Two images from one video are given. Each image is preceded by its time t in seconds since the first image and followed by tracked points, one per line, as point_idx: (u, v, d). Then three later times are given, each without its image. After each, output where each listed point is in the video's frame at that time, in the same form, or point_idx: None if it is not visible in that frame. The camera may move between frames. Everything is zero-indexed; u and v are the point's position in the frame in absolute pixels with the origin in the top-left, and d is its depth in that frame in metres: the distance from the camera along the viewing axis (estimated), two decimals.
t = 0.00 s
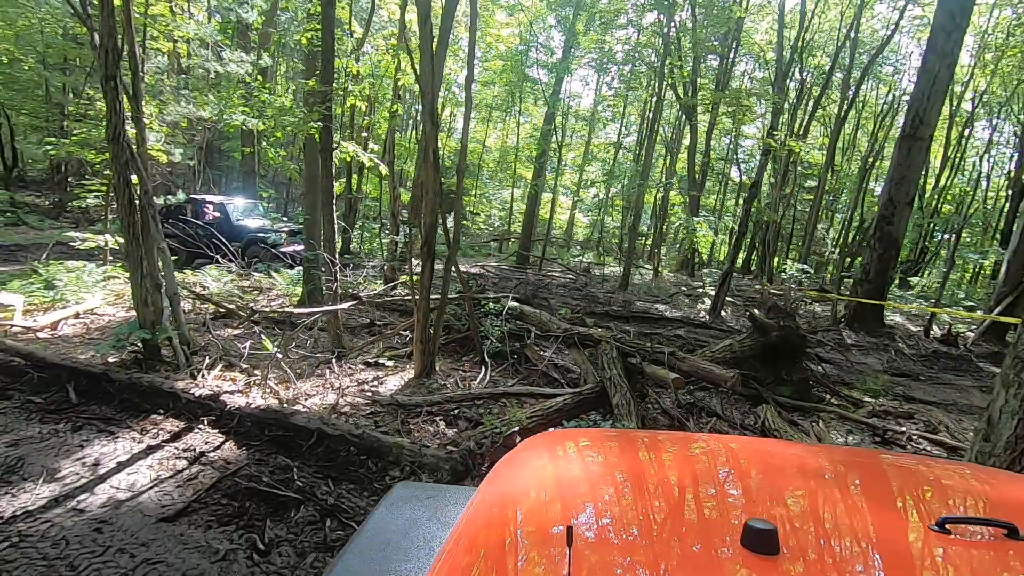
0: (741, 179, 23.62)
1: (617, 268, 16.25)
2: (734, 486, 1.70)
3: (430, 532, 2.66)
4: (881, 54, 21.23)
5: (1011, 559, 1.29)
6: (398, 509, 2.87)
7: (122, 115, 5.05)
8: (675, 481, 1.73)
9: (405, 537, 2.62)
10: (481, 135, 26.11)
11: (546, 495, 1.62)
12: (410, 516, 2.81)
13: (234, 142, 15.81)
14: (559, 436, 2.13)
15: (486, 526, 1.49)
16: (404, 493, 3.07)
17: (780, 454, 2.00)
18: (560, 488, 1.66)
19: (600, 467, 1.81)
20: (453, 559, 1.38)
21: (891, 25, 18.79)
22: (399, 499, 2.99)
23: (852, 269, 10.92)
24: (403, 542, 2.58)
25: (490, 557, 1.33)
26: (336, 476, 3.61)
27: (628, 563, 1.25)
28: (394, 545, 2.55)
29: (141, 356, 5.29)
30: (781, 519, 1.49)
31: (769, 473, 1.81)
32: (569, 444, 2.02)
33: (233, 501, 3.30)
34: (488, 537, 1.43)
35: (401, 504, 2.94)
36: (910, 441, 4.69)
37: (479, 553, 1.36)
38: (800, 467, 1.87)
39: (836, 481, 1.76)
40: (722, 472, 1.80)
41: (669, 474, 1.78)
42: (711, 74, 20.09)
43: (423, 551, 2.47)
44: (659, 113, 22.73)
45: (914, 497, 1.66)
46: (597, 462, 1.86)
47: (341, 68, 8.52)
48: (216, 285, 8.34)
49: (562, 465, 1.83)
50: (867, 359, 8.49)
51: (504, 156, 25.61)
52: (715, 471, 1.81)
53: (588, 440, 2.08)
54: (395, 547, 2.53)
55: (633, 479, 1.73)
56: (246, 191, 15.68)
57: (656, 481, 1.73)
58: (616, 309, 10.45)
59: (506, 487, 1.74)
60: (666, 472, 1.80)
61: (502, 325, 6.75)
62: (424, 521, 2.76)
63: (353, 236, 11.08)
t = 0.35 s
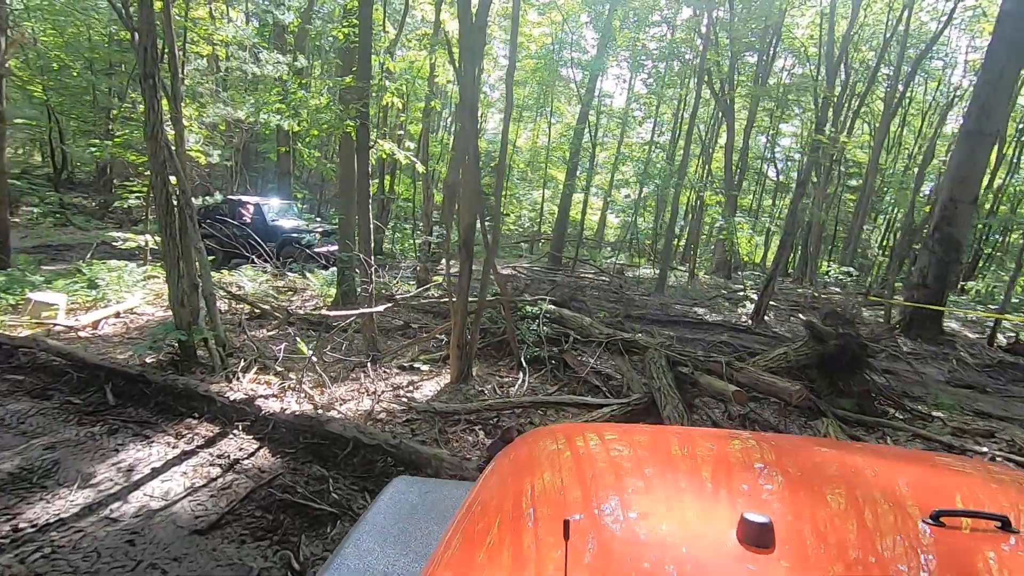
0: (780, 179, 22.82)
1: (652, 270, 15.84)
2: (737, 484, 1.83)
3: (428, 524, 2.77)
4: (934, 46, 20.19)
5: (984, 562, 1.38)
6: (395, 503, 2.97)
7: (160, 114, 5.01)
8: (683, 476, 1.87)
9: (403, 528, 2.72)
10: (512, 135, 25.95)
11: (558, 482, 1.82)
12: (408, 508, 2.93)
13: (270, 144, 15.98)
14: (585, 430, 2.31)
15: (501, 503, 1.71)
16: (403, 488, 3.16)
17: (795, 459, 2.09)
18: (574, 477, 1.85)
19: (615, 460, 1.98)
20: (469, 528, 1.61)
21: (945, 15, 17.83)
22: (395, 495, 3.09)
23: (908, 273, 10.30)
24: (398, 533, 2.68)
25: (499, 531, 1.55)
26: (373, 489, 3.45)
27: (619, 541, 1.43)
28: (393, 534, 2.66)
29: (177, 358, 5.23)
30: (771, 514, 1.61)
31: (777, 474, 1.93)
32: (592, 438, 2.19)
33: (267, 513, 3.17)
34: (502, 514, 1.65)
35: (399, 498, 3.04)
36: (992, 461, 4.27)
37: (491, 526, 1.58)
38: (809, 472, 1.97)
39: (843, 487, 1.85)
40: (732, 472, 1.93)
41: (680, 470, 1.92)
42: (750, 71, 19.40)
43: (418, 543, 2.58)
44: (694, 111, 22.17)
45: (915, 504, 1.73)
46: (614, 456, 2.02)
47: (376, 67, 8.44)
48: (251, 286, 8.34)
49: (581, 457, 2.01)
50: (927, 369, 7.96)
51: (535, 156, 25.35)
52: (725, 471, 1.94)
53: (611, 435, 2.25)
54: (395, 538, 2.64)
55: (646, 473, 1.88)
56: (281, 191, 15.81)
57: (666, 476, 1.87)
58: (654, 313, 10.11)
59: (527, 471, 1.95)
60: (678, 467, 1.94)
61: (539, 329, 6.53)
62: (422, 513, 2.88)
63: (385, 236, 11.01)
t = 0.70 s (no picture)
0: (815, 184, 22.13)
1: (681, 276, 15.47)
2: (754, 481, 1.89)
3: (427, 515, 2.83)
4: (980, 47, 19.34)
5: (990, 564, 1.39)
6: (393, 498, 3.00)
7: (193, 116, 4.97)
8: (702, 472, 1.94)
9: (403, 525, 2.76)
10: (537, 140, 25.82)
11: (575, 467, 1.91)
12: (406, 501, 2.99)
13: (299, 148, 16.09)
14: (611, 426, 2.38)
15: (519, 478, 1.83)
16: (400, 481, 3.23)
17: (822, 460, 2.12)
18: (592, 465, 1.94)
19: (636, 455, 2.06)
20: (483, 494, 1.74)
21: (992, 13, 17.05)
22: (393, 491, 3.13)
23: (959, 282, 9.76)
24: (397, 530, 2.71)
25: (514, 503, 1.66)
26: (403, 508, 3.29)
27: (630, 526, 1.52)
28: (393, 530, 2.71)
29: (205, 363, 5.16)
30: (784, 510, 1.67)
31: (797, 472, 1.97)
32: (617, 434, 2.27)
33: (294, 532, 3.03)
34: (516, 488, 1.76)
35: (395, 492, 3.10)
36: None
37: (507, 497, 1.70)
38: (832, 473, 2.00)
39: (859, 490, 1.86)
40: (751, 469, 1.98)
41: (700, 467, 1.98)
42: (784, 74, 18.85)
43: (417, 541, 2.60)
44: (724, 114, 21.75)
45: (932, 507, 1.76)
46: (636, 451, 2.10)
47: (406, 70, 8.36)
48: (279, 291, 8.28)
49: (601, 452, 2.06)
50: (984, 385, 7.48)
51: (561, 162, 25.08)
52: (745, 468, 1.99)
53: (632, 434, 2.29)
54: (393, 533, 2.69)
55: (664, 467, 1.96)
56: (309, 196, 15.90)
57: (686, 472, 1.94)
58: (687, 322, 9.78)
59: (547, 452, 2.06)
60: (698, 464, 2.01)
61: (572, 338, 6.30)
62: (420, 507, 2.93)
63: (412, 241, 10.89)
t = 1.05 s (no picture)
0: (844, 190, 21.58)
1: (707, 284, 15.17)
2: (779, 480, 1.88)
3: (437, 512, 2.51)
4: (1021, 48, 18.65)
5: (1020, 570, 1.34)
6: (398, 499, 2.67)
7: (222, 119, 4.96)
8: (727, 472, 1.93)
9: (409, 526, 2.43)
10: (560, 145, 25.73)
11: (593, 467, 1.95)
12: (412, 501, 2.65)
13: (324, 154, 16.23)
14: (635, 429, 2.41)
15: (536, 479, 1.88)
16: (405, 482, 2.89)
17: (853, 460, 2.09)
18: (613, 466, 1.97)
19: (658, 456, 2.07)
20: (499, 496, 1.80)
21: None
22: (397, 492, 2.79)
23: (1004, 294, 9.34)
24: (405, 532, 2.38)
25: (531, 504, 1.71)
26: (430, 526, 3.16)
27: (649, 525, 1.53)
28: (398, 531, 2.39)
29: (230, 369, 5.11)
30: (802, 509, 1.65)
31: (824, 471, 1.95)
32: (641, 436, 2.30)
33: (317, 552, 2.92)
34: (533, 489, 1.82)
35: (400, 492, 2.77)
36: None
37: (523, 498, 1.75)
38: (862, 473, 1.96)
39: (886, 489, 1.82)
40: (776, 469, 1.98)
41: (724, 467, 1.98)
42: (814, 78, 18.44)
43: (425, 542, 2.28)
44: (751, 119, 21.40)
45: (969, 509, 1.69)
46: (659, 452, 2.12)
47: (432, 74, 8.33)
48: (304, 296, 8.29)
49: (623, 453, 2.10)
50: None
51: (584, 168, 24.90)
52: (770, 468, 1.98)
53: (657, 435, 2.31)
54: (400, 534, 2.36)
55: (687, 468, 1.97)
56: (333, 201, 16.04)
57: (708, 471, 1.94)
58: (716, 331, 9.50)
59: (567, 453, 2.10)
60: (721, 464, 2.01)
61: (601, 348, 6.12)
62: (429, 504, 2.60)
63: (436, 247, 10.82)
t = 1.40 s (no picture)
0: (880, 194, 20.90)
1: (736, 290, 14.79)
2: (806, 490, 1.84)
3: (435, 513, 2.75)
4: None
5: None
6: (404, 497, 2.94)
7: (250, 123, 4.90)
8: (751, 482, 1.88)
9: (413, 523, 2.68)
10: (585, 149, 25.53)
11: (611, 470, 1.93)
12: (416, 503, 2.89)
13: (350, 160, 16.34)
14: (654, 432, 2.38)
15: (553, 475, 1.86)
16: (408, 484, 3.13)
17: (886, 475, 2.01)
18: (633, 469, 1.95)
19: (679, 461, 2.04)
20: (516, 488, 1.79)
21: None
22: (404, 491, 3.06)
23: None
24: (404, 528, 2.63)
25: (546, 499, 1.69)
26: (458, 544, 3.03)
27: (671, 527, 1.51)
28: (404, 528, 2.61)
29: (256, 375, 5.06)
30: (828, 520, 1.61)
31: (851, 484, 1.91)
32: (661, 440, 2.27)
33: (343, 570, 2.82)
34: (550, 485, 1.80)
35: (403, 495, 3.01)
36: None
37: (539, 494, 1.72)
38: (896, 488, 1.89)
39: (923, 506, 1.75)
40: (801, 479, 1.93)
41: (747, 476, 1.94)
42: (848, 79, 17.91)
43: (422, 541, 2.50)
44: (781, 122, 20.95)
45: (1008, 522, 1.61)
46: (680, 457, 2.09)
47: (460, 78, 8.28)
48: (330, 301, 8.29)
49: (645, 457, 2.07)
50: None
51: (609, 172, 24.63)
52: (795, 478, 1.94)
53: (682, 442, 2.27)
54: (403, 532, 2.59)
55: (709, 474, 1.94)
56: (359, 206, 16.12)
57: (731, 478, 1.91)
58: (749, 340, 9.20)
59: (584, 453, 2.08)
60: (745, 471, 1.97)
61: (633, 357, 5.93)
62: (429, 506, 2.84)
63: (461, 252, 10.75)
